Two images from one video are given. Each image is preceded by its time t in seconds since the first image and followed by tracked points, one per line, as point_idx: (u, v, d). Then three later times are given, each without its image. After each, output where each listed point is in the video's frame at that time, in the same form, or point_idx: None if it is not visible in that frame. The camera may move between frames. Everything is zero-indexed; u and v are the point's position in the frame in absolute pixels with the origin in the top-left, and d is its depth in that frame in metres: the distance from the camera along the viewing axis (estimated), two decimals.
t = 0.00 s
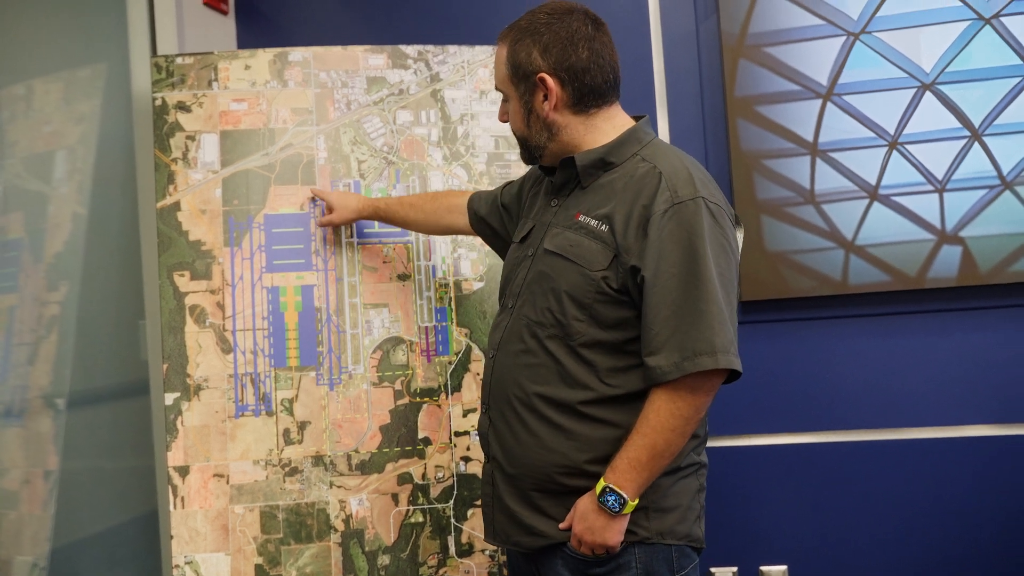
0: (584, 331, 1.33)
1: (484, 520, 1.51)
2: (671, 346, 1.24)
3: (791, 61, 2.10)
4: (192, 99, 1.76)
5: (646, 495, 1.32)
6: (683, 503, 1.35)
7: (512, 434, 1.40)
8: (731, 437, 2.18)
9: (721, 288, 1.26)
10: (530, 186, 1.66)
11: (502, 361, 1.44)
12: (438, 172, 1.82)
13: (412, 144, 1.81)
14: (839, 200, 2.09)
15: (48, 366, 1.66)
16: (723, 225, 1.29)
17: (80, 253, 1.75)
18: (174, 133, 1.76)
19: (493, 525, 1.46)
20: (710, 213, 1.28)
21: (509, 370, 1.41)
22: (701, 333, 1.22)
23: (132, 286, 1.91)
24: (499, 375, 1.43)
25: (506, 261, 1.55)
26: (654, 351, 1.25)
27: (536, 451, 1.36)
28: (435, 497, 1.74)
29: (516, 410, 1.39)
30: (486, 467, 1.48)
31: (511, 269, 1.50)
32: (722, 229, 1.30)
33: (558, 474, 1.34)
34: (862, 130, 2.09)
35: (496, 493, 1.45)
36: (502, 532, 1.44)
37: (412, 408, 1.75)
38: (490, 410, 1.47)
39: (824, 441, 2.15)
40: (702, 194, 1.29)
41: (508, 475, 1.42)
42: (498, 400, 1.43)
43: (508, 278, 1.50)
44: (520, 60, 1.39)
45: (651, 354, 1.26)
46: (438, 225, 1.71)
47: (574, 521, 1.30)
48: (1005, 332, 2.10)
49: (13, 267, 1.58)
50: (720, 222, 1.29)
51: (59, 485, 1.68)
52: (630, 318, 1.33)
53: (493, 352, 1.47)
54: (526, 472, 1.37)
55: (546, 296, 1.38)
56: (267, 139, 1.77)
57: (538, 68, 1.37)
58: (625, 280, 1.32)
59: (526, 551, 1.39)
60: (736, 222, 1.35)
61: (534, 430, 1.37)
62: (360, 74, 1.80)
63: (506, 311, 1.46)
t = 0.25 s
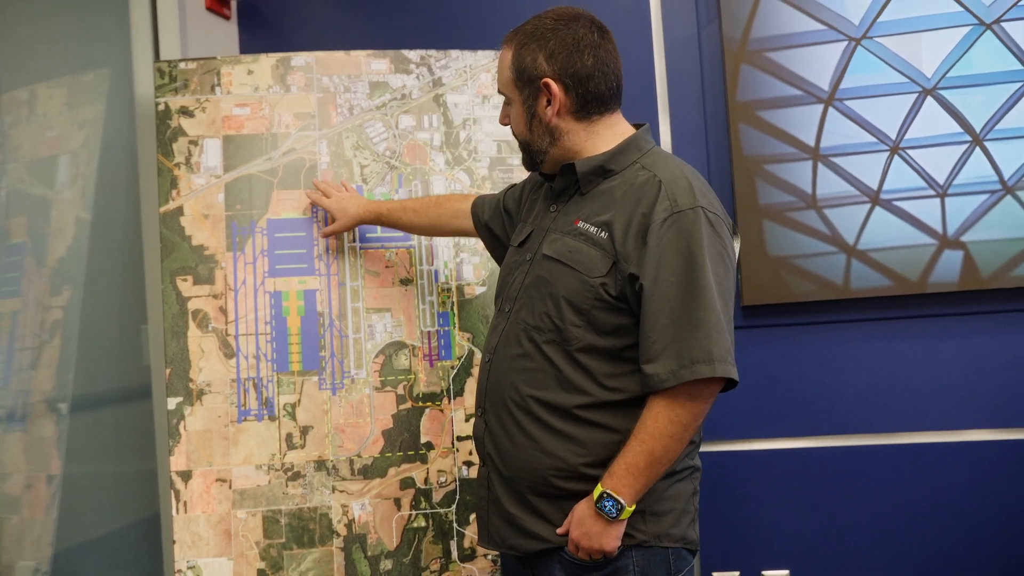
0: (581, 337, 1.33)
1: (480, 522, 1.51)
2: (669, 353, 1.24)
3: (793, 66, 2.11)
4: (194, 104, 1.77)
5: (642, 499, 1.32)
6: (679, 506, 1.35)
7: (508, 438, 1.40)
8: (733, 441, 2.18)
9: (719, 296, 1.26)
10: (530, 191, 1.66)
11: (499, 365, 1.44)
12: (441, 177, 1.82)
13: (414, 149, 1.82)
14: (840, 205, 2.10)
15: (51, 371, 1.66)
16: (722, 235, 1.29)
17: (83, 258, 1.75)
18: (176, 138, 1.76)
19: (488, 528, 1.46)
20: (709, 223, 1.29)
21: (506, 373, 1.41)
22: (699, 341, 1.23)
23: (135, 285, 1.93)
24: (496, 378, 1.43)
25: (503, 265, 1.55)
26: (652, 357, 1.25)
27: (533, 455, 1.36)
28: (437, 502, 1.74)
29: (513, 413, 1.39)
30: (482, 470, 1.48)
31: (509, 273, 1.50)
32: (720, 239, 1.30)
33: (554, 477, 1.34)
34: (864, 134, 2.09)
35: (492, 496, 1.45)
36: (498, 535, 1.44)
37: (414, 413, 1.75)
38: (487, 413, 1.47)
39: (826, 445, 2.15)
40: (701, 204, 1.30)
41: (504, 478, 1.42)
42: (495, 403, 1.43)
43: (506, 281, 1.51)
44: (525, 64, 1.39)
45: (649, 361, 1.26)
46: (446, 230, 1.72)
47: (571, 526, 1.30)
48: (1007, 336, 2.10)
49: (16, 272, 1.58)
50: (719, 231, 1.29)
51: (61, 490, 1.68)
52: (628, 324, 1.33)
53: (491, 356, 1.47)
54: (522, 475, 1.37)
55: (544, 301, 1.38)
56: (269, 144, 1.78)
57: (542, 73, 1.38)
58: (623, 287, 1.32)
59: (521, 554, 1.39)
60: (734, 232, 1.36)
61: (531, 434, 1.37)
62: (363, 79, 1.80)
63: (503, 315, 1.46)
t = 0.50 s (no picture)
0: (580, 340, 1.34)
1: (476, 524, 1.50)
2: (670, 357, 1.25)
3: (793, 68, 2.11)
4: (195, 106, 1.77)
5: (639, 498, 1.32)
6: (675, 506, 1.36)
7: (506, 441, 1.40)
8: (733, 442, 2.19)
9: (719, 300, 1.27)
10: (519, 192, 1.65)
11: (496, 368, 1.43)
12: (441, 179, 1.83)
13: (415, 152, 1.82)
14: (840, 207, 2.10)
15: (51, 374, 1.66)
16: (720, 240, 1.30)
17: (84, 261, 1.75)
18: (177, 141, 1.76)
19: (485, 529, 1.46)
20: (708, 228, 1.30)
21: (503, 376, 1.41)
22: (700, 345, 1.23)
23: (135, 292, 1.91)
24: (493, 382, 1.43)
25: (496, 267, 1.55)
26: (653, 361, 1.26)
27: (532, 458, 1.35)
28: (438, 504, 1.74)
29: (511, 417, 1.39)
30: (478, 472, 1.48)
31: (503, 276, 1.50)
32: (719, 243, 1.31)
33: (553, 480, 1.34)
34: (864, 137, 2.09)
35: (489, 498, 1.45)
36: (495, 536, 1.43)
37: (415, 415, 1.75)
38: (483, 416, 1.46)
39: (826, 446, 2.15)
40: (700, 210, 1.30)
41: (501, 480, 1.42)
42: (491, 405, 1.43)
43: (500, 284, 1.50)
44: (523, 68, 1.40)
45: (650, 365, 1.26)
46: (428, 228, 1.72)
47: (568, 526, 1.30)
48: (1006, 338, 2.11)
49: (16, 275, 1.58)
50: (718, 237, 1.30)
51: (62, 493, 1.68)
52: (626, 328, 1.33)
53: (486, 359, 1.47)
54: (521, 478, 1.37)
55: (543, 305, 1.38)
56: (270, 146, 1.78)
57: (541, 77, 1.38)
58: (622, 291, 1.32)
59: (519, 556, 1.39)
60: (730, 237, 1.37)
61: (529, 437, 1.36)
62: (363, 81, 1.81)
63: (499, 318, 1.46)
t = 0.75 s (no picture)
0: (581, 340, 1.34)
1: (476, 527, 1.49)
2: (673, 353, 1.25)
3: (792, 68, 2.12)
4: (194, 107, 1.77)
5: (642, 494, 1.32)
6: (675, 501, 1.37)
7: (505, 443, 1.39)
8: (733, 442, 2.19)
9: (717, 296, 1.29)
10: (497, 193, 1.65)
11: (493, 371, 1.42)
12: (440, 180, 1.83)
13: (414, 152, 1.82)
14: (839, 207, 2.10)
15: (50, 375, 1.66)
16: (715, 236, 1.32)
17: (83, 262, 1.75)
18: (176, 141, 1.76)
19: (486, 532, 1.45)
20: (703, 225, 1.31)
21: (501, 378, 1.40)
22: (702, 340, 1.24)
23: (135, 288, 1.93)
24: (490, 385, 1.42)
25: (484, 269, 1.54)
26: (655, 358, 1.26)
27: (533, 458, 1.35)
28: (438, 504, 1.74)
29: (510, 419, 1.38)
30: (476, 476, 1.46)
31: (495, 279, 1.49)
32: (713, 240, 1.33)
33: (557, 480, 1.34)
34: (863, 136, 2.10)
35: (490, 502, 1.43)
36: (496, 539, 1.42)
37: (415, 415, 1.75)
38: (479, 420, 1.45)
39: (826, 446, 2.15)
40: (694, 208, 1.32)
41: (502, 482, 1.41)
42: (490, 408, 1.42)
43: (492, 287, 1.49)
44: (515, 70, 1.39)
45: (652, 361, 1.27)
46: (394, 225, 1.71)
47: (572, 524, 1.30)
48: (1005, 337, 2.11)
49: (16, 275, 1.58)
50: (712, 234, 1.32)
51: (62, 494, 1.68)
52: (626, 326, 1.34)
53: (481, 362, 1.46)
54: (523, 479, 1.36)
55: (540, 306, 1.37)
56: (269, 147, 1.78)
57: (532, 79, 1.38)
58: (621, 290, 1.33)
59: (523, 557, 1.38)
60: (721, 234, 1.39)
61: (530, 438, 1.36)
62: (363, 82, 1.81)
63: (494, 321, 1.45)
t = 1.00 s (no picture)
0: (584, 337, 1.34)
1: (482, 532, 1.48)
2: (678, 346, 1.26)
3: (791, 68, 2.12)
4: (193, 107, 1.76)
5: (650, 492, 1.33)
6: (680, 499, 1.38)
7: (511, 445, 1.38)
8: (732, 442, 2.19)
9: (717, 287, 1.29)
10: (481, 199, 1.64)
11: (495, 373, 1.41)
12: (439, 180, 1.82)
13: (413, 152, 1.82)
14: (839, 206, 2.10)
15: (49, 376, 1.66)
16: (710, 228, 1.34)
17: (82, 262, 1.75)
18: (175, 141, 1.75)
19: (494, 536, 1.44)
20: (699, 218, 1.32)
21: (504, 380, 1.39)
22: (705, 332, 1.25)
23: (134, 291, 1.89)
24: (492, 386, 1.41)
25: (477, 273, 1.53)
26: (659, 350, 1.26)
27: (540, 458, 1.34)
28: (437, 504, 1.74)
29: (515, 419, 1.37)
30: (482, 480, 1.45)
31: (491, 281, 1.47)
32: (709, 233, 1.34)
33: (566, 478, 1.33)
34: (862, 136, 2.10)
35: (497, 505, 1.42)
36: (505, 543, 1.41)
37: (414, 416, 1.75)
38: (482, 423, 1.44)
39: (825, 446, 2.15)
40: (690, 201, 1.33)
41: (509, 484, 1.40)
42: (493, 411, 1.41)
43: (489, 290, 1.48)
44: (504, 70, 1.39)
45: (656, 354, 1.26)
46: (374, 243, 1.69)
47: (582, 521, 1.29)
48: (1005, 337, 2.11)
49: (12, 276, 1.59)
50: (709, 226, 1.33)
51: (60, 494, 1.68)
52: (628, 321, 1.34)
53: (482, 366, 1.45)
54: (531, 479, 1.35)
55: (542, 305, 1.37)
56: (268, 147, 1.77)
57: (523, 79, 1.38)
58: (623, 285, 1.33)
59: (533, 559, 1.36)
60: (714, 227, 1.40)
61: (536, 437, 1.35)
62: (361, 82, 1.81)
63: (493, 323, 1.44)
